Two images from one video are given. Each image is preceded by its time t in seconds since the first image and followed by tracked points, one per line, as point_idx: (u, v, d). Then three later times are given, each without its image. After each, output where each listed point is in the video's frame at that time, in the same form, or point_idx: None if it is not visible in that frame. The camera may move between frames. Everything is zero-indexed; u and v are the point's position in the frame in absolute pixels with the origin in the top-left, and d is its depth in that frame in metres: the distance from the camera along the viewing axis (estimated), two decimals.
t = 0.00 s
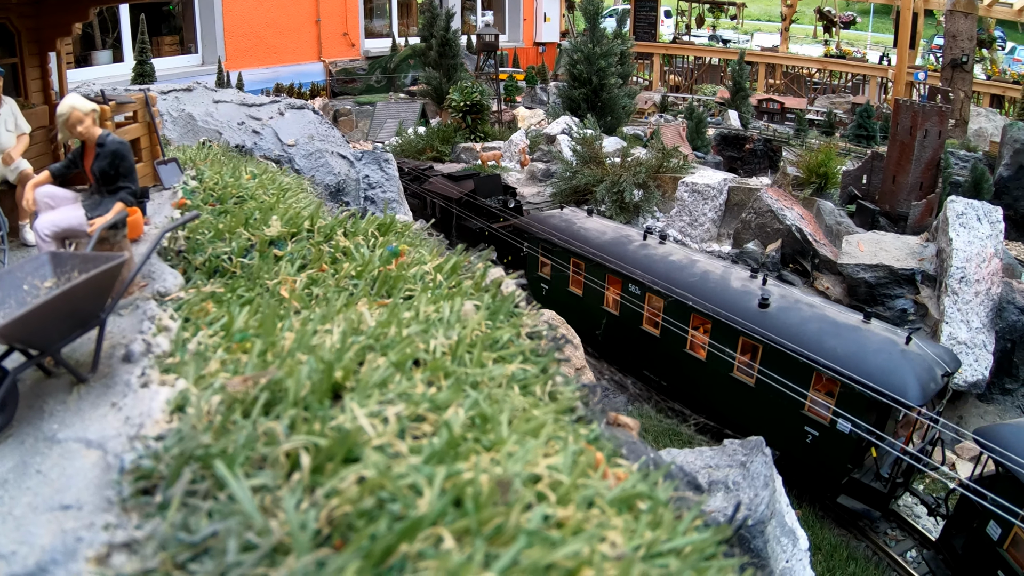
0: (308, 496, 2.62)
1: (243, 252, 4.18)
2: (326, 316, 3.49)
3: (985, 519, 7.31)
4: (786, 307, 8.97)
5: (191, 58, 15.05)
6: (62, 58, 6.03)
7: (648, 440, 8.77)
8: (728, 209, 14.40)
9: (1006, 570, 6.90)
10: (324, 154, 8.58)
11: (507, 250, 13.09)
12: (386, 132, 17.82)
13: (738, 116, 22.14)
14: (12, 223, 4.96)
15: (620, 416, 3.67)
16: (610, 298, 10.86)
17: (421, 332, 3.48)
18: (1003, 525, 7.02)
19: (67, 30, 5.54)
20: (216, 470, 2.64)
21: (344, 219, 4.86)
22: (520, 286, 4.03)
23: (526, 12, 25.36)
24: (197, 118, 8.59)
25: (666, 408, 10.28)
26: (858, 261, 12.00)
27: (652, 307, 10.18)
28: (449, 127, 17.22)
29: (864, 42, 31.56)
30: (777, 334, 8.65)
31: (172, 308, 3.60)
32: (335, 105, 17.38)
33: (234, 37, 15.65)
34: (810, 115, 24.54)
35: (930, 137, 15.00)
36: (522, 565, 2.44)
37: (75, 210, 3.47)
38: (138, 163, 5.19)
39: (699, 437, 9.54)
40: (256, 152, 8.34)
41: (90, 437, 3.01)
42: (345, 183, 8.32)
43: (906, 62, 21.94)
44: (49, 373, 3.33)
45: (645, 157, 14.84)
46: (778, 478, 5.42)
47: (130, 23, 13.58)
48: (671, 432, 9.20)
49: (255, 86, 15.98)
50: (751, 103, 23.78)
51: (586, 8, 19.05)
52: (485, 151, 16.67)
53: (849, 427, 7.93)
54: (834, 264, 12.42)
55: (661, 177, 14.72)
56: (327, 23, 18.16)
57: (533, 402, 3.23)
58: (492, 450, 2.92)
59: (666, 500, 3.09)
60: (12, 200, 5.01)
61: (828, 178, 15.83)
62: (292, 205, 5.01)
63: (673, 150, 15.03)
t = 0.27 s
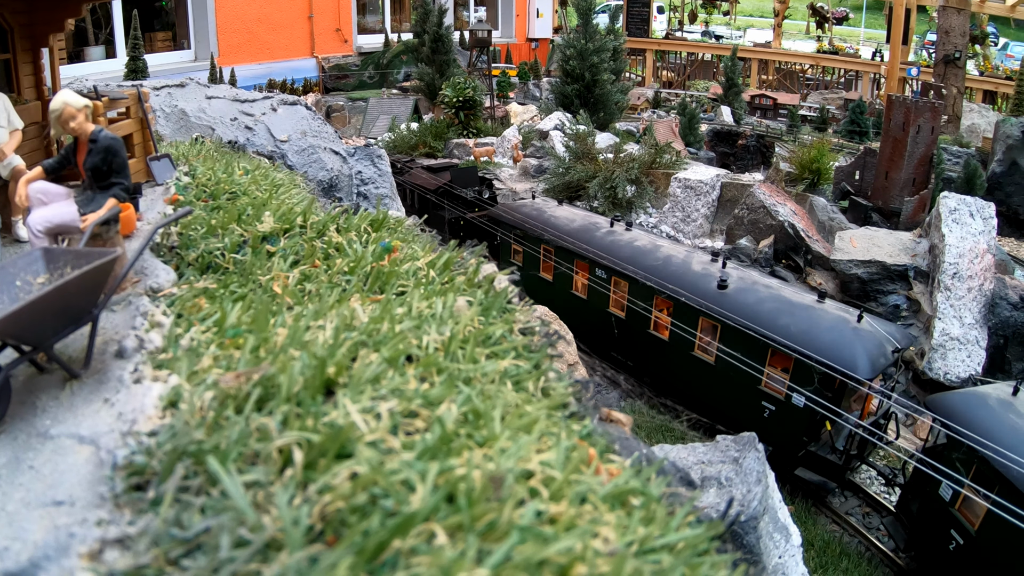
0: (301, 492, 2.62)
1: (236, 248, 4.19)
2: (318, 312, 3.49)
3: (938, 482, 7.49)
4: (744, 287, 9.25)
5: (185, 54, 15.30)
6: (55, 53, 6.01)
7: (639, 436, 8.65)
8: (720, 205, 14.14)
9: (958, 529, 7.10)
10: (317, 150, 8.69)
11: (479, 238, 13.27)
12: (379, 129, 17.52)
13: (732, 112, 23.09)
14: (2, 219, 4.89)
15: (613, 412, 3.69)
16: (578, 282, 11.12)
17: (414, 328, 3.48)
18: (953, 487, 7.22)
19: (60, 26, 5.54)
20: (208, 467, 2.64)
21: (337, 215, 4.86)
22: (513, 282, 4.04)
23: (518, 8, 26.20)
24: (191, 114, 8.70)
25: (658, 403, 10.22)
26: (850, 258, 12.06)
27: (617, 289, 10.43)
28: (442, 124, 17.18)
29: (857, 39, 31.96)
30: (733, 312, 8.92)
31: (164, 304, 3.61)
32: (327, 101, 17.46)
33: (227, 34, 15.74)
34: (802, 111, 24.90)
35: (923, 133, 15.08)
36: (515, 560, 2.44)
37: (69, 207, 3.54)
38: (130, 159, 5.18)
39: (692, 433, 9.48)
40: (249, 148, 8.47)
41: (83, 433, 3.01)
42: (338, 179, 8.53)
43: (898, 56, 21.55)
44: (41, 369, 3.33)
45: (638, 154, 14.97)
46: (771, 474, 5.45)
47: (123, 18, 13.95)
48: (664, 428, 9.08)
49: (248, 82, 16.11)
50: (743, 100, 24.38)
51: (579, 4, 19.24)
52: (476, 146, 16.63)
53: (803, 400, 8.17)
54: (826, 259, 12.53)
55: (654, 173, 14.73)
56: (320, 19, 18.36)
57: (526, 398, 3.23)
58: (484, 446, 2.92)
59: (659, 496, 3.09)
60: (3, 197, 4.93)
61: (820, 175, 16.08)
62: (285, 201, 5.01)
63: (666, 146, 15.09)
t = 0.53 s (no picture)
0: (294, 488, 2.62)
1: (229, 244, 4.19)
2: (312, 308, 3.50)
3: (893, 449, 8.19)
4: (703, 270, 9.90)
5: (178, 50, 15.75)
6: (48, 50, 6.01)
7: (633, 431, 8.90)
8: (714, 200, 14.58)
9: (912, 492, 7.77)
10: (311, 148, 8.89)
11: (460, 229, 13.89)
12: (372, 125, 17.69)
13: (725, 106, 23.29)
14: None
15: (607, 408, 3.72)
16: (551, 269, 11.93)
17: (407, 325, 3.48)
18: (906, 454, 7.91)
19: (54, 22, 5.52)
20: (202, 463, 2.64)
21: (330, 211, 4.86)
22: (506, 279, 4.05)
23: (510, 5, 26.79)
24: (183, 110, 8.61)
25: (652, 401, 10.45)
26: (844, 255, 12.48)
27: (586, 273, 11.17)
28: (435, 121, 17.46)
29: (850, 35, 32.45)
30: (693, 294, 9.58)
31: (158, 301, 3.61)
32: (321, 97, 18.00)
33: (219, 31, 16.34)
34: (797, 107, 25.66)
35: (916, 130, 15.70)
36: (508, 557, 2.44)
37: (61, 203, 3.57)
38: (122, 155, 5.18)
39: (687, 429, 9.71)
40: (242, 144, 8.51)
41: (77, 429, 3.01)
42: (330, 176, 8.81)
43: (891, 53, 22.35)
44: (34, 365, 3.32)
45: (631, 150, 14.97)
46: (763, 471, 5.51)
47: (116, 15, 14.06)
48: (657, 424, 9.42)
49: (240, 78, 16.70)
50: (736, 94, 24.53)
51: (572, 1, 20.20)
52: (471, 142, 16.81)
53: (760, 375, 8.86)
54: (819, 255, 12.77)
55: (647, 169, 14.77)
56: (313, 16, 18.98)
57: (519, 394, 3.23)
58: (478, 442, 2.92)
59: (652, 492, 3.09)
60: None
61: (813, 171, 16.25)
62: (278, 197, 5.02)
63: (659, 142, 15.07)
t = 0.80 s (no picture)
0: (288, 485, 2.62)
1: (223, 240, 4.20)
2: (306, 305, 3.50)
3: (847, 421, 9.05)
4: (666, 254, 11.06)
5: (171, 46, 16.56)
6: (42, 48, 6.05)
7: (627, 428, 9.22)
8: (708, 196, 16.07)
9: (867, 458, 8.60)
10: (304, 143, 8.91)
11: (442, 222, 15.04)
12: (366, 121, 18.89)
13: (719, 104, 25.08)
14: None
15: (601, 405, 3.76)
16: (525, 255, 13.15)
17: (401, 321, 3.49)
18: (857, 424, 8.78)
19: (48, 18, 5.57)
20: (195, 460, 2.63)
21: (324, 208, 4.89)
22: (500, 275, 4.07)
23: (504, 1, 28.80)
24: (177, 107, 8.78)
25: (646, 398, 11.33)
26: (838, 251, 13.84)
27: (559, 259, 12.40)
28: (429, 117, 18.68)
29: (843, 31, 33.25)
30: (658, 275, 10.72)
31: (151, 297, 3.62)
32: (316, 94, 19.41)
33: (214, 27, 17.09)
34: (791, 103, 27.22)
35: (910, 126, 17.08)
36: (501, 554, 2.44)
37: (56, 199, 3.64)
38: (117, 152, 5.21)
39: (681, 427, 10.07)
40: (236, 140, 8.61)
41: (71, 426, 3.01)
42: (325, 173, 8.79)
43: (886, 46, 24.20)
44: (28, 361, 3.32)
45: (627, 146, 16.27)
46: (757, 467, 5.58)
47: (110, 13, 14.54)
48: (651, 421, 9.70)
49: (234, 74, 17.50)
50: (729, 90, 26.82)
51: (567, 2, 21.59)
52: (468, 139, 18.29)
53: (718, 353, 10.00)
54: (812, 251, 14.42)
55: (642, 165, 16.21)
56: (307, 13, 20.10)
57: (513, 391, 3.24)
58: (471, 439, 2.92)
59: (647, 489, 3.09)
60: None
61: (806, 166, 17.57)
62: (272, 193, 5.05)
63: (653, 139, 16.43)
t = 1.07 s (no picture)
0: (282, 481, 2.61)
1: (217, 237, 4.21)
2: (300, 302, 3.51)
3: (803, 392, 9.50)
4: (629, 238, 11.31)
5: (166, 43, 16.78)
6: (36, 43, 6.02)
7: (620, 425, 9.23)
8: (703, 193, 16.60)
9: (822, 427, 9.03)
10: (299, 140, 9.07)
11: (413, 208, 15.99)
12: (360, 117, 19.20)
13: (713, 102, 25.20)
14: None
15: (594, 402, 3.79)
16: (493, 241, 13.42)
17: (395, 318, 3.49)
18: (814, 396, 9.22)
19: (42, 15, 5.52)
20: (189, 456, 2.63)
21: (318, 205, 4.90)
22: (494, 272, 4.08)
23: None
24: (171, 104, 8.81)
25: (640, 393, 11.11)
26: (833, 248, 13.85)
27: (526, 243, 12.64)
28: (423, 114, 19.26)
29: (838, 28, 33.59)
30: (618, 257, 11.01)
31: (146, 294, 3.61)
32: (309, 90, 19.46)
33: (209, 24, 17.29)
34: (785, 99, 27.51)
35: (904, 123, 17.14)
36: (496, 550, 2.43)
37: (50, 198, 3.65)
38: (111, 148, 5.21)
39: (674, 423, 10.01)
40: (230, 137, 8.66)
41: (65, 422, 3.01)
42: (319, 169, 8.90)
43: (880, 44, 24.46)
44: (22, 358, 3.32)
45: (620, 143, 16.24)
46: (751, 464, 5.62)
47: (104, 9, 14.69)
48: (645, 418, 9.64)
49: (229, 71, 17.66)
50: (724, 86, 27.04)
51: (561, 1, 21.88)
52: (460, 135, 18.38)
53: (678, 332, 10.32)
54: (806, 249, 14.63)
55: (636, 162, 16.23)
56: (301, 10, 20.36)
57: (507, 387, 3.24)
58: (466, 435, 2.92)
59: (641, 486, 3.09)
60: None
61: (800, 164, 18.19)
62: (266, 190, 5.06)
63: (647, 135, 16.45)
